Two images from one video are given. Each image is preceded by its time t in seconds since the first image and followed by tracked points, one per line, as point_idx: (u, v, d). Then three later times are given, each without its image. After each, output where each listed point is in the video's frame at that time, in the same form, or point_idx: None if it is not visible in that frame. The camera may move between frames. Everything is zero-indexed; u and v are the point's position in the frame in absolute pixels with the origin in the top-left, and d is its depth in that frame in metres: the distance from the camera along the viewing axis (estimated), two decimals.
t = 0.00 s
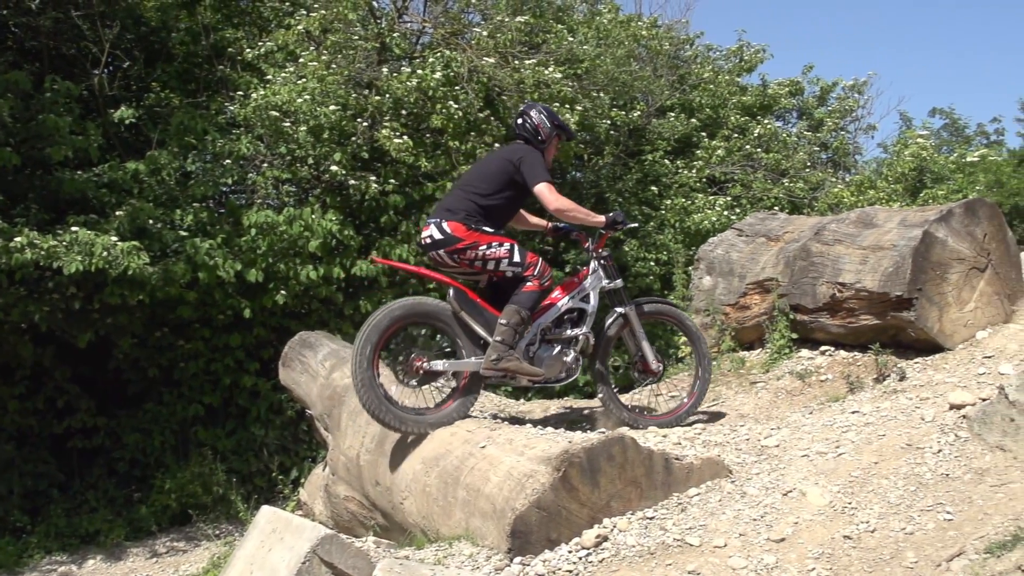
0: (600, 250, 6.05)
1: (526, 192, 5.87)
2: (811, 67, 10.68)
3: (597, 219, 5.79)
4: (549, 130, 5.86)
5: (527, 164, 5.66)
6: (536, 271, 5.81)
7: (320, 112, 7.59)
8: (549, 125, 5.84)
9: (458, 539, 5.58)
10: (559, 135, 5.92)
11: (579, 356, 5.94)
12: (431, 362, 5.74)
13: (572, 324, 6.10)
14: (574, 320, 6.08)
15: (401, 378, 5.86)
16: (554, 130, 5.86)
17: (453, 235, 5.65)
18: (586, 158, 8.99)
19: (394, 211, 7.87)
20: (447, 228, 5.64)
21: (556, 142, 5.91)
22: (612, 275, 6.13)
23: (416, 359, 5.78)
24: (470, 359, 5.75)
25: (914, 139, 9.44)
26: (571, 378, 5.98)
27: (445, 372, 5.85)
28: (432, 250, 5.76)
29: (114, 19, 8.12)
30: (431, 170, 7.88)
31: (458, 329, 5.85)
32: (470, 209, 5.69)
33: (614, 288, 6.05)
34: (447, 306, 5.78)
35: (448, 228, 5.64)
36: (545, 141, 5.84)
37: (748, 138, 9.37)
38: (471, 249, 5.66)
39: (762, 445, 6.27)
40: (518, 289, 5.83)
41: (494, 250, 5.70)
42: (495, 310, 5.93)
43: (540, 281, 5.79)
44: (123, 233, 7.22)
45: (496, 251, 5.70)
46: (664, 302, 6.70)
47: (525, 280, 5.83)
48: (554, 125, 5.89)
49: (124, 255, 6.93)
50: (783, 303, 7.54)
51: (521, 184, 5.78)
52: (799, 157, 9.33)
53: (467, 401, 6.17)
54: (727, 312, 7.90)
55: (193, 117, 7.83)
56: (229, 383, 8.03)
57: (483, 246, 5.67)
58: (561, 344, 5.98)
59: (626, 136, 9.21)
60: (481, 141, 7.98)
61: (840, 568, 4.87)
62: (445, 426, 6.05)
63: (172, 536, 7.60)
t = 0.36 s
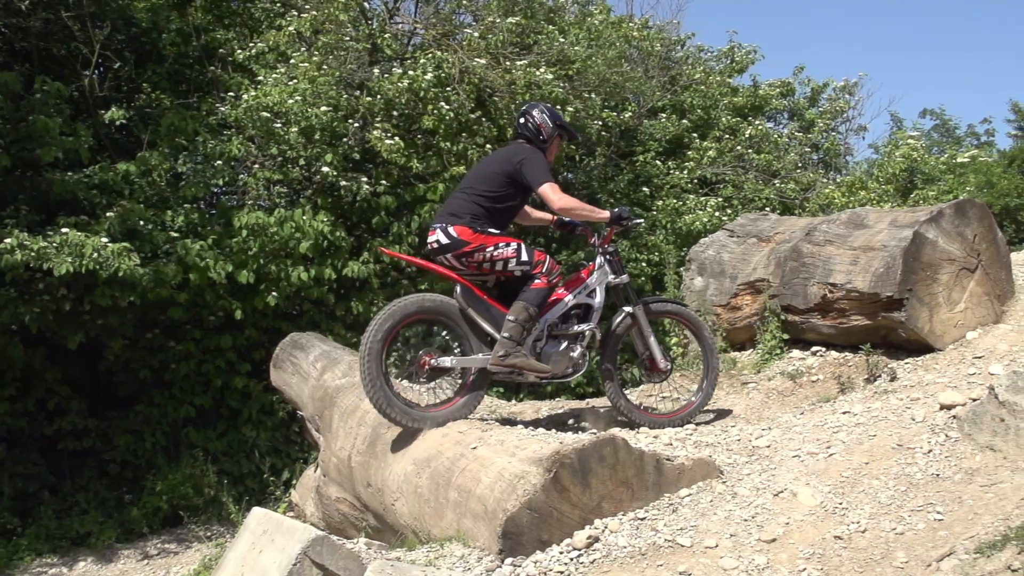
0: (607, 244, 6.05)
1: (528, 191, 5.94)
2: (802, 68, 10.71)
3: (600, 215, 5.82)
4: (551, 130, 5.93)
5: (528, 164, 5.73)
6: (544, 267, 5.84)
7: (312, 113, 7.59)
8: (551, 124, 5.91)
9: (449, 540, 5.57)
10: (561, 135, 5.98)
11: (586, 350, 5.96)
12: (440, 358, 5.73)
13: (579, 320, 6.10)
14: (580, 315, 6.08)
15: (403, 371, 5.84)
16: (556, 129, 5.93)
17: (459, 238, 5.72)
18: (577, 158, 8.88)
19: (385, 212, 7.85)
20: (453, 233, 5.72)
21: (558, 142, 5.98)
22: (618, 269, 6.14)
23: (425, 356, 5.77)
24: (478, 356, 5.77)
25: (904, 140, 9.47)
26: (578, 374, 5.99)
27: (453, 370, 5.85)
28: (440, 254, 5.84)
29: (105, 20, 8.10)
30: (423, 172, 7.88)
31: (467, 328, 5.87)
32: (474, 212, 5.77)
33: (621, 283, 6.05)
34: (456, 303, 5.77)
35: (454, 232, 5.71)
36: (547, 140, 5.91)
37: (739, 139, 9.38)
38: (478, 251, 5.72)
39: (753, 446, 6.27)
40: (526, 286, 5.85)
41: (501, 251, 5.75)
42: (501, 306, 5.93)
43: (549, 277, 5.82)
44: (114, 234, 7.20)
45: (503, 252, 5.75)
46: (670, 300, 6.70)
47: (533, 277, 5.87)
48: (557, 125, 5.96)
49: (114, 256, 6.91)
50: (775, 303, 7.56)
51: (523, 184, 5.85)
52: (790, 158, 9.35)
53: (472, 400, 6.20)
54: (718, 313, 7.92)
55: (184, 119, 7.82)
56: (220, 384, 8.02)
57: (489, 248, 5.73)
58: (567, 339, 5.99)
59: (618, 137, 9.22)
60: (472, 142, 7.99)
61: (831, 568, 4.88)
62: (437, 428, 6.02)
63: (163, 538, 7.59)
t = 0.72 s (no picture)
0: (610, 237, 6.15)
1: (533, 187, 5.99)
2: (793, 68, 10.73)
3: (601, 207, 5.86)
4: (555, 127, 5.97)
5: (532, 161, 5.78)
6: (553, 265, 5.97)
7: (303, 113, 7.59)
8: (554, 122, 5.95)
9: (441, 541, 5.56)
10: (564, 132, 6.01)
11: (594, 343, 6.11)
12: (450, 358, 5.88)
13: (587, 313, 6.22)
14: (588, 308, 6.21)
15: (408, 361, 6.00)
16: (559, 126, 5.97)
17: (467, 240, 5.79)
18: (568, 159, 8.99)
19: (377, 213, 7.85)
20: (461, 235, 5.79)
21: (561, 138, 6.02)
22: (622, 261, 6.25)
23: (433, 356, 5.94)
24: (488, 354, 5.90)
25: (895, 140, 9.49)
26: (588, 367, 6.13)
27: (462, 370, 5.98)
28: (449, 257, 5.92)
29: (95, 21, 8.08)
30: (414, 172, 7.88)
31: (477, 328, 6.03)
32: (481, 213, 5.83)
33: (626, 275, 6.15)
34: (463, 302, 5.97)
35: (462, 234, 5.78)
36: (550, 137, 5.95)
37: (730, 139, 9.39)
38: (487, 252, 5.80)
39: (744, 446, 6.28)
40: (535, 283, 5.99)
41: (510, 250, 5.84)
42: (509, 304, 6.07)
43: (557, 275, 5.95)
44: (105, 236, 7.18)
45: (512, 251, 5.83)
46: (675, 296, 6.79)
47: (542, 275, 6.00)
48: (561, 122, 6.00)
49: (105, 258, 6.89)
50: (766, 303, 7.57)
51: (527, 181, 5.90)
52: (781, 158, 9.37)
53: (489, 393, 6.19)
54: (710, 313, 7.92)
55: (174, 120, 7.81)
56: (211, 386, 8.00)
57: (498, 248, 5.81)
58: (576, 334, 6.13)
59: (609, 138, 9.22)
60: (464, 143, 8.01)
61: (822, 568, 4.88)
62: (428, 430, 6.02)
63: (155, 540, 7.58)
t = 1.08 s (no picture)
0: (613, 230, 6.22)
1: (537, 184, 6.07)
2: (781, 69, 10.78)
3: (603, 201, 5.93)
4: (559, 124, 6.10)
5: (534, 157, 5.87)
6: (563, 263, 6.05)
7: (292, 115, 7.58)
8: (559, 119, 6.09)
9: (430, 543, 5.55)
10: (569, 130, 6.15)
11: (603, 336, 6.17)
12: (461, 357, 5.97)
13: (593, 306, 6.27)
14: (594, 302, 6.24)
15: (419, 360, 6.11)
16: (564, 124, 6.10)
17: (478, 240, 5.87)
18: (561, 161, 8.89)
19: (366, 214, 7.85)
20: (471, 236, 5.87)
21: (565, 136, 6.15)
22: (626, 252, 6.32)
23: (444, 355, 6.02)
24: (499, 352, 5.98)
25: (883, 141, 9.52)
26: (598, 360, 6.20)
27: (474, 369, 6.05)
28: (460, 258, 6.00)
29: (83, 22, 8.06)
30: (403, 174, 7.88)
31: (486, 327, 6.10)
32: (489, 213, 5.91)
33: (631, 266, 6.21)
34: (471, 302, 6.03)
35: (472, 235, 5.86)
36: (555, 134, 6.08)
37: (719, 140, 9.40)
38: (498, 252, 5.88)
39: (733, 446, 6.28)
40: (545, 281, 6.07)
41: (520, 250, 5.92)
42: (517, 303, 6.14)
43: (568, 272, 6.04)
44: (93, 238, 7.15)
45: (522, 250, 5.92)
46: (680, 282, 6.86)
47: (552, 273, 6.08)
48: (565, 119, 6.13)
49: (93, 260, 6.86)
50: (755, 304, 7.59)
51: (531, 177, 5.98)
52: (770, 159, 9.39)
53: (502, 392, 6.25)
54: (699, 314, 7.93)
55: (163, 122, 7.83)
56: (201, 388, 7.97)
57: (509, 248, 5.89)
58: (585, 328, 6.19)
59: (598, 139, 9.23)
60: (453, 144, 7.99)
61: (811, 568, 4.89)
62: (417, 432, 6.02)
63: (144, 543, 7.55)
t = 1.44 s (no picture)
0: (612, 223, 6.29)
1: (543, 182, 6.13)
2: (767, 72, 10.82)
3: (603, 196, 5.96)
4: (565, 124, 6.14)
5: (540, 157, 5.92)
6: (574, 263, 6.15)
7: (278, 117, 7.56)
8: (565, 118, 6.13)
9: (417, 546, 5.55)
10: (575, 129, 6.18)
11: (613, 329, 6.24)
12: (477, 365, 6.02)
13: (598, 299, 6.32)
14: (599, 295, 6.28)
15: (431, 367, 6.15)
16: (569, 123, 6.14)
17: (491, 241, 5.92)
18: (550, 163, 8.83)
19: (353, 217, 7.85)
20: (484, 237, 5.92)
21: (571, 135, 6.19)
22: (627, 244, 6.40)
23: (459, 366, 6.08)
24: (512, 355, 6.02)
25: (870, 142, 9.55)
26: (609, 353, 6.25)
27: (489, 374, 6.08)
28: (472, 259, 6.04)
29: (69, 24, 8.03)
30: (390, 176, 7.87)
31: (497, 330, 6.13)
32: (500, 213, 5.96)
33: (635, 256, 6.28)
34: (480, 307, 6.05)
35: (485, 236, 5.91)
36: (560, 133, 6.12)
37: (706, 142, 9.41)
38: (511, 252, 5.94)
39: (720, 449, 6.28)
40: (556, 280, 6.14)
41: (533, 250, 5.99)
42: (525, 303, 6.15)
43: (580, 272, 6.13)
44: (78, 241, 7.11)
45: (535, 251, 5.99)
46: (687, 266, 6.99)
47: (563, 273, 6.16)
48: (571, 119, 6.17)
49: (79, 263, 6.82)
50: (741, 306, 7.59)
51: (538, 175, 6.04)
52: (757, 161, 9.40)
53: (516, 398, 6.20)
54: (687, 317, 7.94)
55: (149, 124, 7.80)
56: (187, 391, 7.94)
57: (522, 248, 5.95)
58: (595, 323, 6.26)
59: (586, 141, 9.23)
60: (440, 147, 7.96)
61: (796, 570, 4.90)
62: (404, 436, 6.02)
63: (130, 547, 7.51)
